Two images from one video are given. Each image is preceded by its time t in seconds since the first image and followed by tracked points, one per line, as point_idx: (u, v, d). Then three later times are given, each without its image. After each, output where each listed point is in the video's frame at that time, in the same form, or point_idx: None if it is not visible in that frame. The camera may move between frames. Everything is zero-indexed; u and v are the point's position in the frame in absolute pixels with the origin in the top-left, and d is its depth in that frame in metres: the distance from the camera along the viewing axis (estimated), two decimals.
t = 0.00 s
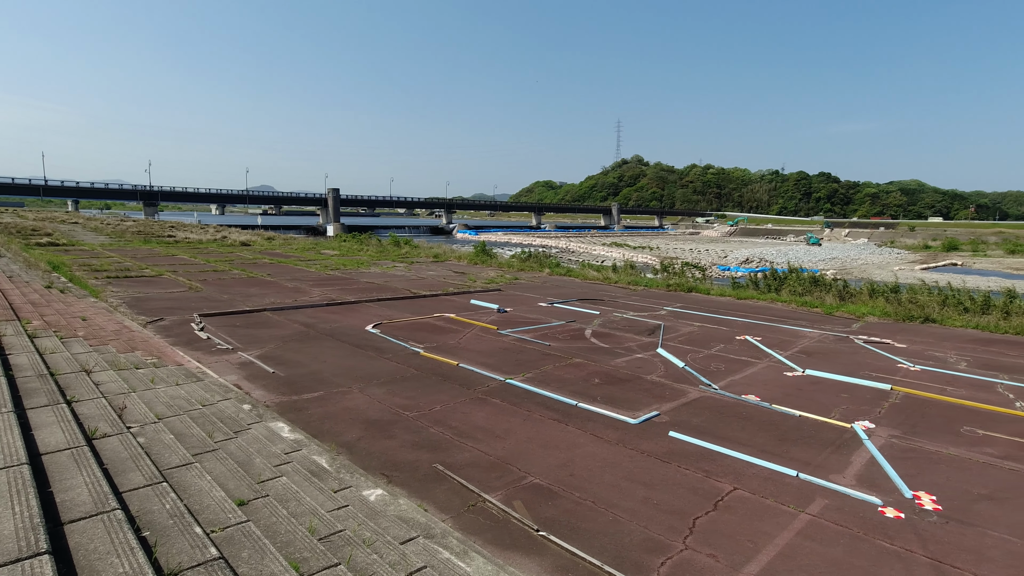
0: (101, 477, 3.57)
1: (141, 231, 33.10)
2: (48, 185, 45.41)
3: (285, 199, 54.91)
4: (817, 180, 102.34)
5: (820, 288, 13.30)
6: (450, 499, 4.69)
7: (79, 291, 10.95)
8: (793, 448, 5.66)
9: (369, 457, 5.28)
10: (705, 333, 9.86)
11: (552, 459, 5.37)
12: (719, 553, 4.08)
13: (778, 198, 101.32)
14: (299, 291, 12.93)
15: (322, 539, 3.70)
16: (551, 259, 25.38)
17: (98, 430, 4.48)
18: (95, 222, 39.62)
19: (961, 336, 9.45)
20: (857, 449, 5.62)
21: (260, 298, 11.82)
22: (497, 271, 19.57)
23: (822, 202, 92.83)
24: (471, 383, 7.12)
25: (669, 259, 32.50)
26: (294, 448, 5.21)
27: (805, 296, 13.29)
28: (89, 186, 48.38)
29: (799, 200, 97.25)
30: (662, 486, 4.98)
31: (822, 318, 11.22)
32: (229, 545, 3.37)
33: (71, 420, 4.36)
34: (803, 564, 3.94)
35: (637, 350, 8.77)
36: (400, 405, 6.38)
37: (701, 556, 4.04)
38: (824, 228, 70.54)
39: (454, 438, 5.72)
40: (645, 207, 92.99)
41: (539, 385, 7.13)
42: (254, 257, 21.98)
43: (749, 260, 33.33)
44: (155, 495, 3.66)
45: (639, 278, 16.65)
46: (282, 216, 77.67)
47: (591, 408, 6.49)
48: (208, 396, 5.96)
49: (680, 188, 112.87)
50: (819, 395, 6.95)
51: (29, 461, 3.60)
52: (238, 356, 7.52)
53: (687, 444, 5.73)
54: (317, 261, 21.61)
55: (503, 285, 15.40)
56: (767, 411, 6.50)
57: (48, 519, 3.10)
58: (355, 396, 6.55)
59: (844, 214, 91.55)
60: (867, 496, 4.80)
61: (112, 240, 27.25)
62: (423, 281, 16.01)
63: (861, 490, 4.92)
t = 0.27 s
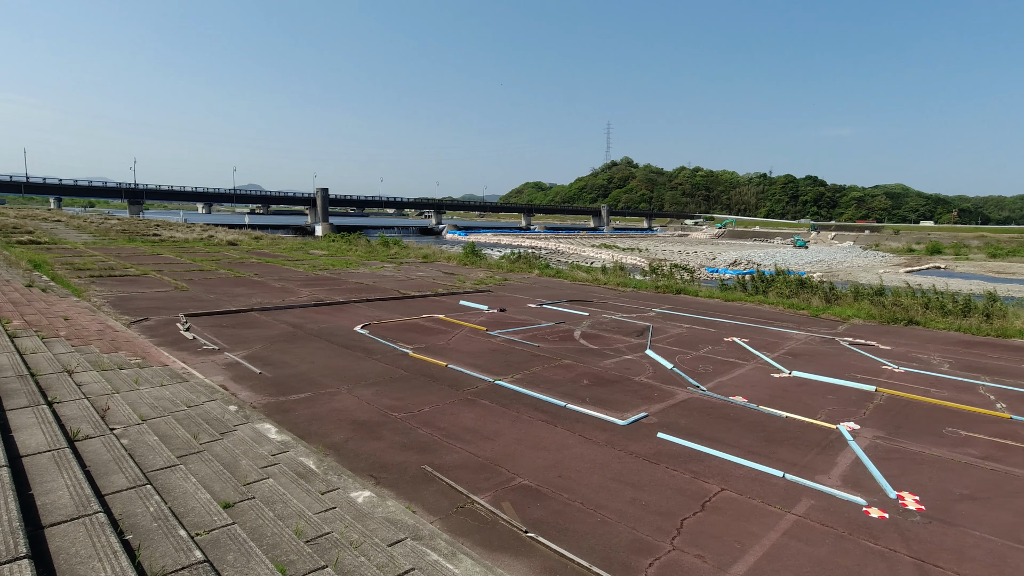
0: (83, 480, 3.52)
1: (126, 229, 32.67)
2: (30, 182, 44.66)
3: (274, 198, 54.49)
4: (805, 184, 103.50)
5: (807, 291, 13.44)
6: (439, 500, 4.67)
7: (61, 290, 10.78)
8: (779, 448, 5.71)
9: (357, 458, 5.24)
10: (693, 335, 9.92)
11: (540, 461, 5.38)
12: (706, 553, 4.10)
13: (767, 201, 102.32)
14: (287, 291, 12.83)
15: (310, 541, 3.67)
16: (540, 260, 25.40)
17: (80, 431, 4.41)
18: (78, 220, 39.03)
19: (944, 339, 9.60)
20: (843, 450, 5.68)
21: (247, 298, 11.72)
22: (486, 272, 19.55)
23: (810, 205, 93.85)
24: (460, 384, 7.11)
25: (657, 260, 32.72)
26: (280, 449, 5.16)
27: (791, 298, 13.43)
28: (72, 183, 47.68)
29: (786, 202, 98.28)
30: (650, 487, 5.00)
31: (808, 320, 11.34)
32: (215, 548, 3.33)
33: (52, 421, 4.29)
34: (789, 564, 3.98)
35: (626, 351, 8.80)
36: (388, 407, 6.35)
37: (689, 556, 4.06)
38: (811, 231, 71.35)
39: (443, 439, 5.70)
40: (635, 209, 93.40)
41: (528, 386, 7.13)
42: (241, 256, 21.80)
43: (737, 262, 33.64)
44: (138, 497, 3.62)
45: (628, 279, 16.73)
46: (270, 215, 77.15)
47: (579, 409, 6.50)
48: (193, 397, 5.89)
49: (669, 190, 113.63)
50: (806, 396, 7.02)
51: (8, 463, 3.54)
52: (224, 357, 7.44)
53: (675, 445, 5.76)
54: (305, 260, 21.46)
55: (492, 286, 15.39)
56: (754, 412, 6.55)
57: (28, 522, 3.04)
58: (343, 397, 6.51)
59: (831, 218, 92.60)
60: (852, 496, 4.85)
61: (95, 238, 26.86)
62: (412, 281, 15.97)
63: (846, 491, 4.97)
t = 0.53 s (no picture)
0: (60, 484, 3.45)
1: (106, 228, 32.13)
2: (7, 179, 43.75)
3: (260, 198, 53.97)
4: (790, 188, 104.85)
5: (791, 294, 13.61)
6: (425, 503, 4.65)
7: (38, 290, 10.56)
8: (763, 450, 5.76)
9: (342, 461, 5.19)
10: (679, 337, 9.99)
11: (527, 463, 5.37)
12: (691, 554, 4.12)
13: (753, 204, 103.48)
14: (272, 292, 12.70)
15: (293, 545, 3.63)
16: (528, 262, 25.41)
17: (58, 434, 4.32)
18: (57, 219, 38.31)
19: (924, 341, 9.77)
20: (825, 451, 5.74)
21: (231, 298, 11.59)
22: (474, 274, 19.55)
23: (795, 209, 95.07)
24: (447, 386, 7.08)
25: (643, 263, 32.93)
26: (264, 452, 5.10)
27: (776, 301, 13.58)
28: (52, 181, 46.82)
29: (771, 206, 99.51)
30: (636, 488, 5.02)
31: (792, 323, 11.47)
32: (196, 553, 3.28)
33: (28, 424, 4.20)
34: (772, 565, 4.01)
35: (613, 353, 8.83)
36: (374, 409, 6.30)
37: (674, 558, 4.08)
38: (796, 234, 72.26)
39: (429, 441, 5.68)
40: (619, 212, 93.93)
41: (514, 388, 7.13)
42: (225, 257, 21.56)
43: (722, 265, 33.98)
44: (118, 502, 3.55)
45: (615, 282, 16.81)
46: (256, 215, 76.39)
47: (566, 411, 6.51)
48: (175, 400, 5.80)
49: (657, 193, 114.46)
50: (789, 398, 7.09)
51: None
52: (207, 359, 7.34)
53: (661, 446, 5.78)
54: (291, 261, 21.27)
55: (479, 288, 15.38)
56: (739, 414, 6.60)
57: (3, 527, 2.98)
58: (328, 399, 6.45)
59: (816, 222, 93.88)
60: (834, 497, 4.91)
61: (74, 237, 26.39)
62: (399, 283, 15.90)
63: (829, 491, 5.03)
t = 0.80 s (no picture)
0: (33, 489, 3.37)
1: (83, 228, 31.49)
2: None
3: (243, 198, 53.31)
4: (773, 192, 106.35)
5: (773, 296, 13.79)
6: (409, 506, 4.61)
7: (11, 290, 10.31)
8: (746, 451, 5.81)
9: (325, 464, 5.14)
10: (663, 339, 10.06)
11: (512, 464, 5.36)
12: (675, 555, 4.15)
13: (737, 208, 104.75)
14: (254, 293, 12.55)
15: (275, 549, 3.59)
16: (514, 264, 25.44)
17: (31, 438, 4.22)
18: (31, 218, 37.46)
19: (902, 343, 9.95)
20: (807, 451, 5.82)
21: (212, 299, 11.42)
22: (459, 275, 19.51)
23: (778, 213, 96.44)
24: (431, 388, 7.05)
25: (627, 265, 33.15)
26: (246, 455, 5.02)
27: (758, 303, 13.75)
28: (27, 179, 45.79)
29: (755, 209, 100.80)
30: (621, 490, 5.03)
31: (774, 325, 11.62)
32: (174, 559, 3.23)
33: None
34: (755, 564, 4.04)
35: (597, 355, 8.87)
36: (357, 411, 6.25)
37: (659, 558, 4.10)
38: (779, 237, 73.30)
39: (413, 443, 5.64)
40: (605, 214, 94.49)
41: (500, 390, 7.12)
42: (206, 257, 21.25)
43: (706, 267, 34.32)
44: (93, 507, 3.48)
45: (600, 283, 16.89)
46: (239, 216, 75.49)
47: (551, 413, 6.51)
48: (154, 402, 5.70)
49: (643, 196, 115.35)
50: (771, 399, 7.18)
51: None
52: (187, 360, 7.22)
53: (645, 448, 5.81)
54: (274, 262, 21.05)
55: (465, 289, 15.35)
56: (722, 415, 6.66)
57: None
58: (311, 401, 6.38)
59: (799, 225, 95.35)
60: (815, 497, 4.97)
61: (49, 236, 25.83)
62: (384, 284, 15.81)
63: (810, 491, 5.09)
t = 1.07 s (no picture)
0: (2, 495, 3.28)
1: (56, 226, 30.75)
2: None
3: (224, 197, 52.56)
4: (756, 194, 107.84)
5: (754, 297, 13.97)
6: (392, 507, 4.58)
7: None
8: (728, 450, 5.87)
9: (306, 466, 5.08)
10: (646, 339, 10.12)
11: (496, 465, 5.35)
12: (658, 554, 4.17)
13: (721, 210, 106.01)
14: (234, 293, 12.38)
15: (255, 553, 3.54)
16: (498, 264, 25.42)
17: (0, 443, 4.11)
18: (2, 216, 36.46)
19: (879, 343, 10.14)
20: (787, 450, 5.89)
21: (190, 300, 11.24)
22: (443, 275, 19.45)
23: (760, 215, 97.80)
24: (415, 389, 7.01)
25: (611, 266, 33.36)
26: (225, 457, 4.94)
27: (740, 304, 13.91)
28: None
29: (738, 211, 102.10)
30: (604, 490, 5.05)
31: (754, 325, 11.77)
32: (151, 564, 3.17)
33: None
34: (736, 563, 4.08)
35: (581, 355, 8.90)
36: (340, 412, 6.19)
37: (641, 558, 4.12)
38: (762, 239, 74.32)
39: (397, 445, 5.61)
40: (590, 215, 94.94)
41: (484, 391, 7.11)
42: (185, 257, 20.89)
43: (688, 268, 34.68)
44: (66, 512, 3.40)
45: (584, 284, 16.96)
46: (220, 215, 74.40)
47: (535, 413, 6.51)
48: (130, 404, 5.58)
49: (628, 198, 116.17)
50: (752, 399, 7.26)
51: None
52: (165, 362, 7.09)
53: (629, 448, 5.84)
54: (255, 261, 20.78)
55: (448, 290, 15.31)
56: (704, 415, 6.72)
57: None
58: (292, 403, 6.31)
59: (780, 227, 96.76)
60: (795, 495, 5.03)
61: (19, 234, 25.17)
62: (367, 284, 15.70)
63: (790, 489, 5.15)
